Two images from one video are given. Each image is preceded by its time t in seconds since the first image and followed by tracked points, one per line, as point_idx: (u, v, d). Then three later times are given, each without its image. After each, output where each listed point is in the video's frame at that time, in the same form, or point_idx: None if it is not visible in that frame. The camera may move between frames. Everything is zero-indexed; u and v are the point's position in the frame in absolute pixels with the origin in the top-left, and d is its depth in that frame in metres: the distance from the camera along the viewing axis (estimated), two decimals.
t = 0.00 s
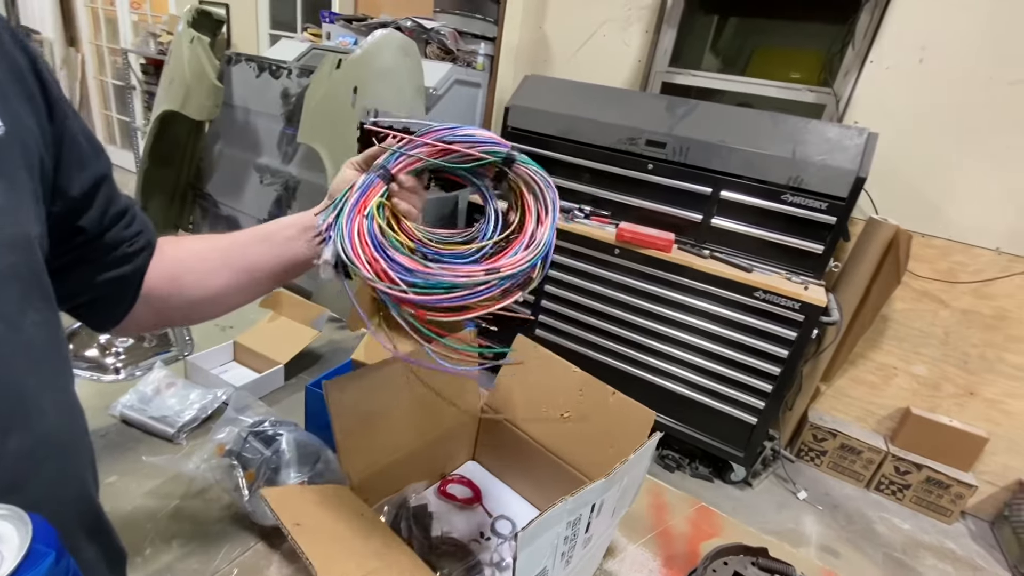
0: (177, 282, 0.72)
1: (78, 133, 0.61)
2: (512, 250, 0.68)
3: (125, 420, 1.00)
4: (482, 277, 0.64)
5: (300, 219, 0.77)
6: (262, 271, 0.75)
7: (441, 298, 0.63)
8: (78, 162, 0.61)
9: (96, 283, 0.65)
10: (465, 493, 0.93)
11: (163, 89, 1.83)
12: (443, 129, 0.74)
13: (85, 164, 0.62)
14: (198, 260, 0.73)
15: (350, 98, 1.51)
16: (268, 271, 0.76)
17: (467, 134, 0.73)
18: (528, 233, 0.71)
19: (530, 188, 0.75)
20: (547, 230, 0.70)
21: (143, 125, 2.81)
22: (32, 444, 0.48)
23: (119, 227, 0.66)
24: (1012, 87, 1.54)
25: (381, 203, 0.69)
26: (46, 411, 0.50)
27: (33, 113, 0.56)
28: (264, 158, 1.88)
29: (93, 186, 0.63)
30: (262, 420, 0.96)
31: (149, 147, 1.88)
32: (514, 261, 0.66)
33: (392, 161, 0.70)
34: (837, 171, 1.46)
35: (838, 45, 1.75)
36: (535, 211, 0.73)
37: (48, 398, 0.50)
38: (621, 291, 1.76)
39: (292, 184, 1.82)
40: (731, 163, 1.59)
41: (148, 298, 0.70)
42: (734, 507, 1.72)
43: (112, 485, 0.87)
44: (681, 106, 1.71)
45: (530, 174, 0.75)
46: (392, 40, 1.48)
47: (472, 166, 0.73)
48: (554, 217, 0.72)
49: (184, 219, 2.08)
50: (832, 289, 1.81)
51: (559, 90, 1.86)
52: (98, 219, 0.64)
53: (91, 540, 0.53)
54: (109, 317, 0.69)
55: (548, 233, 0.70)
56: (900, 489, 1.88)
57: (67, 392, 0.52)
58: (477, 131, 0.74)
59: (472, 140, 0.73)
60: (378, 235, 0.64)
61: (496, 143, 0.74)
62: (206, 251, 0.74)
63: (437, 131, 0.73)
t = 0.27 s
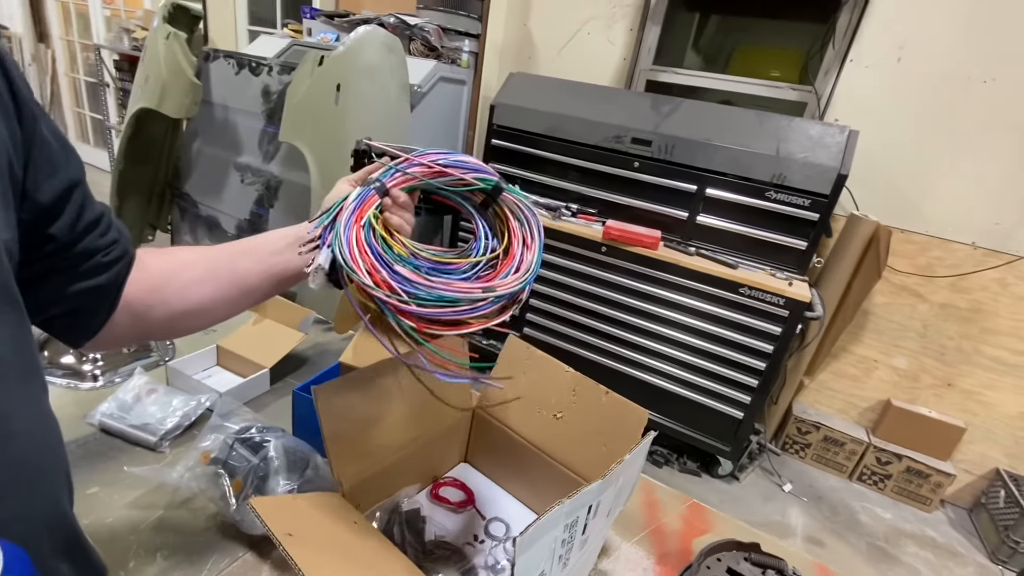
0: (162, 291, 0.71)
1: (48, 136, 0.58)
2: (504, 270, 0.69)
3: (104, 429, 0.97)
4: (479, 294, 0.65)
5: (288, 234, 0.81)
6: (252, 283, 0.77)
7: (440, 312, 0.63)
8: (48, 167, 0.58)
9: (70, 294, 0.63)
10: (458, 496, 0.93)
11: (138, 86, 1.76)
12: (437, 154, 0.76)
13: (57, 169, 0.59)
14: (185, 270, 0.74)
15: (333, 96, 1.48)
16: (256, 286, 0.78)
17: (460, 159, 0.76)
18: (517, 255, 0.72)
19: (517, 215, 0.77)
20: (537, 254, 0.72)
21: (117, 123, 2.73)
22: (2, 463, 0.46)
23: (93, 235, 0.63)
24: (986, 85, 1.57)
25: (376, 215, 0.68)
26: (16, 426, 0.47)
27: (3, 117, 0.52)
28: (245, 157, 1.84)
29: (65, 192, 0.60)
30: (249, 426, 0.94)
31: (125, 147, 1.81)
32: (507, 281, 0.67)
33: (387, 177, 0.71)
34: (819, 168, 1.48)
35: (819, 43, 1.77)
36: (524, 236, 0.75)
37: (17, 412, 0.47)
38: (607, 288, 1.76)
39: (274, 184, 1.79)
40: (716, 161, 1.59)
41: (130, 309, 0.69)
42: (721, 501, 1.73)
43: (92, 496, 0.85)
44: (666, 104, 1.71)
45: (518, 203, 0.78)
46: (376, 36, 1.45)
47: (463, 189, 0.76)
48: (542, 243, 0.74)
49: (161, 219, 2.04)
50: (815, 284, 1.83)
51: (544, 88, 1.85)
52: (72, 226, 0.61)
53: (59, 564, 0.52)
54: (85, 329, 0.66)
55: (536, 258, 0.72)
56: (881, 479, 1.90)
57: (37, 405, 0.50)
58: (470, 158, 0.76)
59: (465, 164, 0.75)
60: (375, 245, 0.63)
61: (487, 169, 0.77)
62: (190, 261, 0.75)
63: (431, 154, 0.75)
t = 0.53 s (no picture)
0: (154, 291, 0.70)
1: (35, 132, 0.56)
2: (502, 274, 0.68)
3: (93, 433, 0.95)
4: (474, 301, 0.63)
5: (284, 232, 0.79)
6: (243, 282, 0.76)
7: (433, 319, 0.61)
8: (35, 165, 0.56)
9: (58, 295, 0.61)
10: (457, 495, 0.93)
11: (121, 82, 1.73)
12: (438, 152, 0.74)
13: (44, 167, 0.57)
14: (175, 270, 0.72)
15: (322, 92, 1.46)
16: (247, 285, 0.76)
17: (461, 157, 0.74)
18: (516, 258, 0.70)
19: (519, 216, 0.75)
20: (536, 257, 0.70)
21: (98, 119, 2.67)
22: None
23: (81, 235, 0.62)
24: (972, 82, 1.59)
25: (370, 216, 0.67)
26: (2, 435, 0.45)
27: None
28: (232, 154, 1.81)
29: (54, 191, 0.58)
30: (242, 429, 0.92)
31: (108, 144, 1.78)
32: (503, 287, 0.65)
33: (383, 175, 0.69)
34: (810, 164, 1.48)
35: (808, 39, 1.78)
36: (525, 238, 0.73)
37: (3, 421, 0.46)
38: (600, 284, 1.75)
39: (263, 181, 1.76)
40: (707, 156, 1.59)
41: (120, 310, 0.68)
42: (715, 495, 1.73)
43: (81, 502, 0.83)
44: (657, 100, 1.71)
45: (519, 203, 0.76)
46: (366, 32, 1.43)
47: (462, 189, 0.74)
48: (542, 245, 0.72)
49: (146, 217, 2.00)
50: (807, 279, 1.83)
51: (535, 83, 1.84)
52: (61, 225, 0.59)
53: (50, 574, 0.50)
54: (73, 329, 0.65)
55: (536, 262, 0.70)
56: (871, 470, 1.91)
57: (23, 412, 0.48)
58: (470, 156, 0.74)
59: (466, 162, 0.73)
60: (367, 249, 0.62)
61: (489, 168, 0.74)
62: (181, 260, 0.73)
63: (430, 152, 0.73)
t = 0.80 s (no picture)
0: (156, 285, 0.70)
1: (28, 129, 0.57)
2: (499, 289, 0.67)
3: (84, 435, 0.94)
4: (468, 320, 0.62)
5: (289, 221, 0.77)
6: (244, 273, 0.75)
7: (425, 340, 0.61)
8: (30, 161, 0.57)
9: (65, 289, 0.63)
10: (454, 494, 0.93)
11: (108, 80, 1.70)
12: (444, 144, 0.70)
13: (40, 163, 0.58)
14: (177, 263, 0.72)
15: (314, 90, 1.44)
16: (249, 276, 0.75)
17: (467, 152, 0.70)
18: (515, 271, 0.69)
19: (524, 220, 0.74)
20: (536, 270, 0.70)
21: (86, 118, 2.64)
22: None
23: (83, 228, 0.63)
24: (960, 79, 1.60)
25: (365, 221, 0.65)
26: None
27: None
28: (222, 153, 1.80)
29: (52, 187, 0.60)
30: (238, 429, 0.92)
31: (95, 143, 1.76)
32: (499, 305, 0.65)
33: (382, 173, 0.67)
34: (801, 161, 1.49)
35: (798, 37, 1.78)
36: (527, 246, 0.72)
37: None
38: (594, 282, 1.75)
39: (254, 180, 1.75)
40: (700, 154, 1.59)
41: (126, 301, 0.69)
42: (709, 490, 1.74)
43: (73, 506, 0.82)
44: (650, 97, 1.71)
45: (526, 205, 0.73)
46: (358, 28, 1.42)
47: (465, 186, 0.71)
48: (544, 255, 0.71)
49: (135, 216, 1.98)
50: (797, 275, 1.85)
51: (528, 81, 1.84)
52: (62, 219, 0.61)
53: None
54: (83, 323, 0.66)
55: (535, 275, 0.69)
56: (862, 464, 1.93)
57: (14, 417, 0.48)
58: (477, 151, 0.70)
59: (473, 160, 0.69)
60: (360, 264, 0.61)
61: (496, 166, 0.71)
62: (182, 252, 0.72)
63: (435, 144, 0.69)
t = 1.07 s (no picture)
0: (161, 286, 0.70)
1: (24, 127, 0.55)
2: (497, 312, 0.69)
3: (75, 437, 0.93)
4: (465, 346, 0.65)
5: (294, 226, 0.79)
6: (249, 277, 0.77)
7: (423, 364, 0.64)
8: (31, 163, 0.56)
9: (72, 290, 0.62)
10: (449, 493, 0.93)
11: (98, 79, 1.69)
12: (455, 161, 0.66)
13: (40, 165, 0.57)
14: (181, 263, 0.72)
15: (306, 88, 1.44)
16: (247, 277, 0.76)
17: (480, 173, 0.66)
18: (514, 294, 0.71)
19: (529, 241, 0.73)
20: (536, 296, 0.71)
21: (75, 116, 2.62)
22: None
23: (87, 227, 0.62)
24: (950, 77, 1.61)
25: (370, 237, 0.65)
26: None
27: None
28: (214, 152, 1.78)
29: (54, 188, 0.59)
30: (231, 430, 0.91)
31: (86, 142, 1.75)
32: (496, 330, 0.68)
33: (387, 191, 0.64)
34: (793, 159, 1.50)
35: (790, 36, 1.79)
36: (529, 266, 0.73)
37: None
38: (587, 280, 1.76)
39: (247, 179, 1.74)
40: (693, 152, 1.60)
41: (132, 301, 0.69)
42: (703, 487, 1.75)
43: (65, 508, 0.81)
44: (644, 96, 1.71)
45: (533, 228, 0.73)
46: (350, 26, 1.43)
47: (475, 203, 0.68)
48: (545, 279, 0.73)
49: (126, 216, 1.97)
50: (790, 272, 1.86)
51: (521, 79, 1.84)
52: (66, 220, 0.60)
53: None
54: (89, 321, 0.66)
55: (533, 300, 0.71)
56: (854, 459, 1.95)
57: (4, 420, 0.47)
58: (489, 171, 0.67)
59: (485, 184, 0.66)
60: (362, 285, 0.62)
61: (508, 188, 0.68)
62: (186, 253, 0.72)
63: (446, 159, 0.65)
